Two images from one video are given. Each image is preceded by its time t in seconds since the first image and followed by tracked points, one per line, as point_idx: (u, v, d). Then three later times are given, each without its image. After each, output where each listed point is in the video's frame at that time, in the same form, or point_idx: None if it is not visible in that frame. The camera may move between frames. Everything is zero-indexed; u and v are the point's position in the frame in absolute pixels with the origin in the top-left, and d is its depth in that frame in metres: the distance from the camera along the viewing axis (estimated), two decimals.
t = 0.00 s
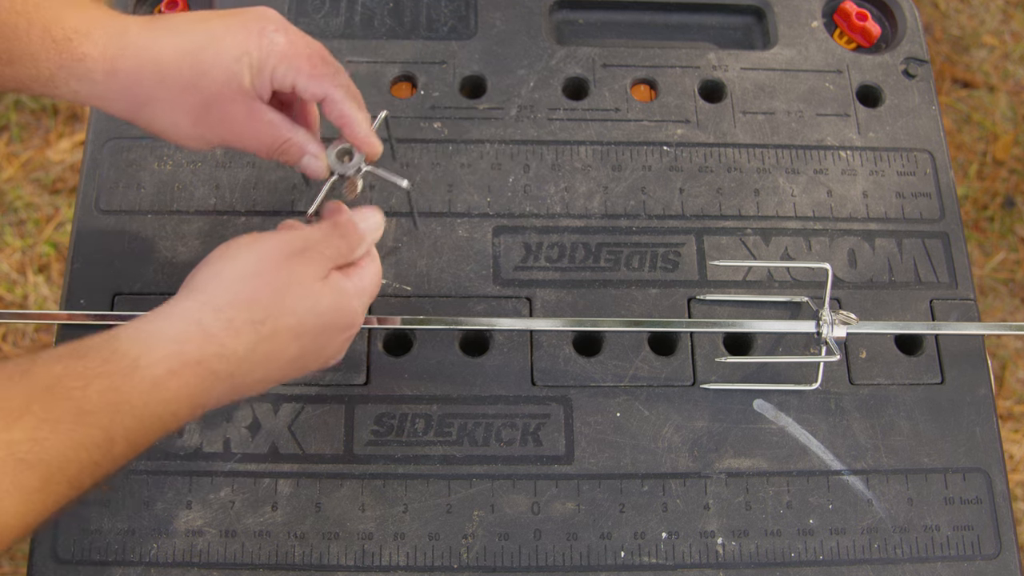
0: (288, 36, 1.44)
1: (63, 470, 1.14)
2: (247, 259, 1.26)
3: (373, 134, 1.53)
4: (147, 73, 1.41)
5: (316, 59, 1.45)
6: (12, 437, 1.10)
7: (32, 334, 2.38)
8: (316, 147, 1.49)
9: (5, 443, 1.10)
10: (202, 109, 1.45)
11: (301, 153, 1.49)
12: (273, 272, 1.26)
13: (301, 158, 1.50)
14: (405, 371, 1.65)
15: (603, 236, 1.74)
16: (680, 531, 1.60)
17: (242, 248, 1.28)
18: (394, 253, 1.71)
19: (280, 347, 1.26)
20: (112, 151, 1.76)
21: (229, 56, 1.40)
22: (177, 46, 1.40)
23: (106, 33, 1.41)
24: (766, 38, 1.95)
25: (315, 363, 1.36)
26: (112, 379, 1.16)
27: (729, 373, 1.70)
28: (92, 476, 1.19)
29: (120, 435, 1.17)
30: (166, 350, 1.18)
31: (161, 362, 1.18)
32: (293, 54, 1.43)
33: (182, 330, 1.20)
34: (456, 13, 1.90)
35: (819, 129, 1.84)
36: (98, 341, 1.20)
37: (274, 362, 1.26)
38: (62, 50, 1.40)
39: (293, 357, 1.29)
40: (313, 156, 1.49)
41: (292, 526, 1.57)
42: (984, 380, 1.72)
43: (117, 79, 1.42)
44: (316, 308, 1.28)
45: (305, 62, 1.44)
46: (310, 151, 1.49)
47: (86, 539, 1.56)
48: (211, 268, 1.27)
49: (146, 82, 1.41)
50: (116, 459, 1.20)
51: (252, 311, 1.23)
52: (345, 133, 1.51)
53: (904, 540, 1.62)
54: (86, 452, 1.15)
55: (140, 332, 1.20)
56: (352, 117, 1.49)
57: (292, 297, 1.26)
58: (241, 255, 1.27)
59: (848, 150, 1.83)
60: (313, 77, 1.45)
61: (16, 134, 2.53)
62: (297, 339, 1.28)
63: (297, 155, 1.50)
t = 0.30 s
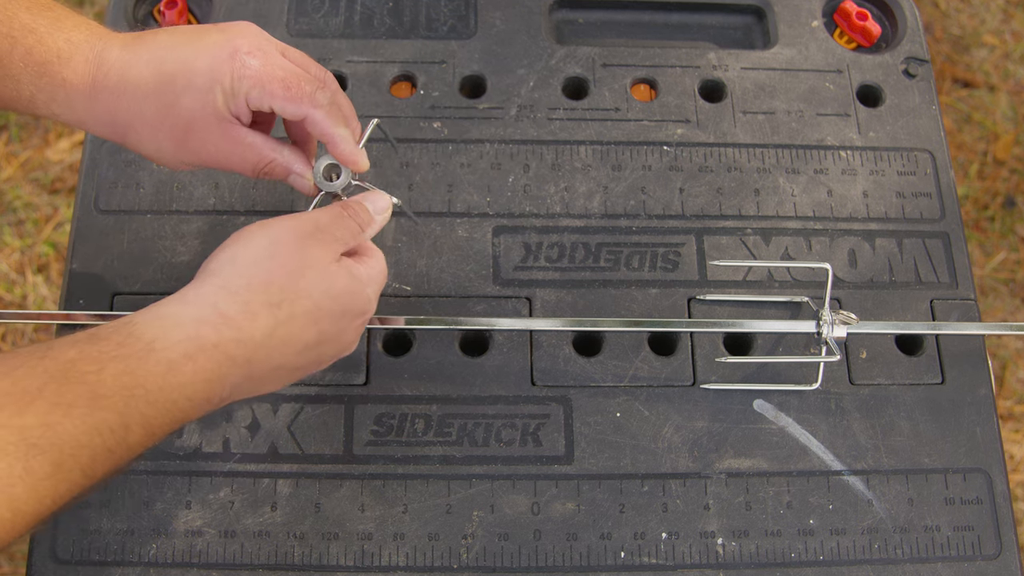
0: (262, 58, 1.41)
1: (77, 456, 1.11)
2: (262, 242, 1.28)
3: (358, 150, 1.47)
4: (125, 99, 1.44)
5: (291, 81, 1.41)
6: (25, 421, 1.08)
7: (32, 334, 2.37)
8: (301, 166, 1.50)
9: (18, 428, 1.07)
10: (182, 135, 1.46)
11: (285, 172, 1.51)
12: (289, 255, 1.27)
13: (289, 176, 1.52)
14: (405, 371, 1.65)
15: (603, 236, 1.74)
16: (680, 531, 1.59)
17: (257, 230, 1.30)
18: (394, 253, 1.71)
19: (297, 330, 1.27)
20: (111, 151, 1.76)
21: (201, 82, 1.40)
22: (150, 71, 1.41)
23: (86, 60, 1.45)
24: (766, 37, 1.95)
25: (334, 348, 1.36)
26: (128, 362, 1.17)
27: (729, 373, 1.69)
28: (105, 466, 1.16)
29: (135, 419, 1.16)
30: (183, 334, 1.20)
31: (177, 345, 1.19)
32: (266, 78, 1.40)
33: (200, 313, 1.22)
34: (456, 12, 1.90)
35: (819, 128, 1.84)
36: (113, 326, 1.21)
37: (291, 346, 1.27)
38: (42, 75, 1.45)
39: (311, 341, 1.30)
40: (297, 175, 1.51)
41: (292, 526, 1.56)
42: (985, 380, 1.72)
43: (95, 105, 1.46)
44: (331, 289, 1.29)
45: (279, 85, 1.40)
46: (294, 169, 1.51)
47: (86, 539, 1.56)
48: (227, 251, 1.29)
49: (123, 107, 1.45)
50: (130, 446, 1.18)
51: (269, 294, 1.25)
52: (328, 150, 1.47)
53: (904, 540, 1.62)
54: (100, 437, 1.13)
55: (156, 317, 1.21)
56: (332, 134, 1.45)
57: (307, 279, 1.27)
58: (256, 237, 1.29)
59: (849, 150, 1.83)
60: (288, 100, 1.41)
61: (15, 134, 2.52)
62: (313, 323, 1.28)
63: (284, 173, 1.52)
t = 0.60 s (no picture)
0: (262, 61, 1.41)
1: (82, 449, 1.08)
2: (265, 226, 1.28)
3: (358, 153, 1.45)
4: (126, 102, 1.44)
5: (291, 84, 1.40)
6: (30, 412, 1.05)
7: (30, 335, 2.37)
8: (302, 168, 1.49)
9: (22, 419, 1.04)
10: (184, 139, 1.47)
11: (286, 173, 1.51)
12: (293, 238, 1.28)
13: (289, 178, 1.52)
14: (405, 372, 1.65)
15: (603, 236, 1.74)
16: (680, 531, 1.59)
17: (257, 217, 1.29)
18: (393, 253, 1.70)
19: (306, 313, 1.27)
20: (110, 151, 1.75)
21: (201, 86, 1.40)
22: (151, 74, 1.41)
23: (88, 62, 1.44)
24: (766, 37, 1.95)
25: (337, 332, 1.37)
26: (138, 353, 1.13)
27: (728, 373, 1.69)
28: (111, 460, 1.13)
29: (143, 412, 1.13)
30: (194, 324, 1.18)
31: (188, 335, 1.17)
32: (267, 81, 1.40)
33: (208, 302, 1.20)
34: (456, 12, 1.90)
35: (820, 128, 1.84)
36: (122, 317, 1.18)
37: (300, 330, 1.27)
38: (45, 77, 1.44)
39: (319, 324, 1.30)
40: (298, 176, 1.51)
41: (291, 527, 1.56)
42: (985, 380, 1.72)
43: (97, 107, 1.46)
44: (337, 267, 1.30)
45: (279, 88, 1.40)
46: (294, 172, 1.50)
47: (85, 540, 1.55)
48: (227, 240, 1.27)
49: (125, 109, 1.44)
50: (137, 440, 1.15)
51: (275, 277, 1.25)
52: (328, 153, 1.45)
53: (905, 540, 1.62)
54: (107, 430, 1.10)
55: (168, 306, 1.19)
56: (332, 138, 1.43)
57: (313, 260, 1.28)
58: (257, 224, 1.28)
59: (849, 150, 1.83)
60: (288, 103, 1.40)
61: (14, 134, 2.52)
62: (321, 305, 1.29)
63: (285, 176, 1.52)
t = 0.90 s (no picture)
0: (267, 56, 1.40)
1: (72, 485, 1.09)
2: (233, 260, 1.24)
3: (362, 149, 1.47)
4: (129, 96, 1.44)
5: (296, 79, 1.40)
6: (20, 450, 1.05)
7: (29, 335, 2.37)
8: (305, 161, 1.47)
9: (13, 456, 1.05)
10: (187, 132, 1.47)
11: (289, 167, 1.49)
12: (261, 268, 1.23)
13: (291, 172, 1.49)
14: (404, 372, 1.64)
15: (603, 236, 1.73)
16: (680, 531, 1.59)
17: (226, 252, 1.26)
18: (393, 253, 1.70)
19: (288, 340, 1.23)
20: (110, 150, 1.75)
21: (205, 80, 1.40)
22: (155, 68, 1.41)
23: (91, 56, 1.44)
24: (766, 36, 1.95)
25: (333, 350, 1.31)
26: (125, 393, 1.14)
27: (728, 373, 1.69)
28: (101, 497, 1.14)
29: (133, 450, 1.14)
30: (177, 362, 1.17)
31: (172, 373, 1.16)
32: (272, 76, 1.39)
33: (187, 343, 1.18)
34: (455, 11, 1.90)
35: (820, 128, 1.84)
36: (109, 355, 1.18)
37: (285, 357, 1.23)
38: (49, 71, 1.44)
39: (305, 348, 1.25)
40: (300, 169, 1.48)
41: (290, 527, 1.56)
42: (985, 380, 1.71)
43: (101, 101, 1.45)
44: (312, 289, 1.24)
45: (283, 84, 1.39)
46: (297, 165, 1.48)
47: (84, 540, 1.55)
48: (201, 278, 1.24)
49: (128, 103, 1.44)
50: (127, 477, 1.15)
51: (249, 309, 1.20)
52: (332, 147, 1.46)
53: (905, 540, 1.61)
54: (97, 467, 1.11)
55: (151, 344, 1.18)
56: (337, 133, 1.44)
57: (285, 286, 1.23)
58: (227, 259, 1.24)
59: (849, 149, 1.82)
60: (293, 98, 1.40)
61: (13, 133, 2.52)
62: (302, 328, 1.24)
63: (287, 170, 1.50)
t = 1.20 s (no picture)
0: (265, 55, 1.40)
1: (59, 490, 1.19)
2: (241, 274, 1.24)
3: (362, 149, 1.48)
4: (129, 96, 1.43)
5: (294, 79, 1.41)
6: (9, 458, 1.15)
7: (28, 335, 2.37)
8: (305, 161, 1.49)
9: (4, 464, 1.15)
10: (187, 132, 1.46)
11: (288, 167, 1.50)
12: (268, 292, 1.22)
13: (291, 172, 1.51)
14: (404, 371, 1.64)
15: (602, 235, 1.73)
16: (680, 532, 1.59)
17: (242, 258, 1.25)
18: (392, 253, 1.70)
19: (278, 365, 1.25)
20: (109, 150, 1.75)
21: (205, 79, 1.40)
22: (155, 67, 1.41)
23: (91, 56, 1.44)
24: (766, 36, 1.94)
25: (322, 375, 1.34)
26: (109, 400, 1.20)
27: (728, 373, 1.69)
28: (89, 494, 1.25)
29: (116, 454, 1.22)
30: (159, 371, 1.21)
31: (156, 381, 1.21)
32: (270, 75, 1.39)
33: (176, 349, 1.22)
34: (455, 11, 1.89)
35: (820, 127, 1.83)
36: (93, 358, 1.24)
37: (272, 380, 1.26)
38: (49, 72, 1.45)
39: (292, 374, 1.28)
40: (300, 169, 1.49)
41: (289, 528, 1.56)
42: (986, 380, 1.71)
43: (101, 101, 1.45)
44: (312, 326, 1.24)
45: (281, 83, 1.40)
46: (297, 165, 1.49)
47: (84, 540, 1.55)
48: (207, 280, 1.25)
49: (128, 103, 1.44)
50: (113, 476, 1.25)
51: (246, 331, 1.22)
52: (331, 147, 1.47)
53: (905, 541, 1.61)
54: (82, 471, 1.20)
55: (136, 348, 1.23)
56: (336, 133, 1.45)
57: (286, 317, 1.23)
58: (235, 270, 1.24)
59: (850, 149, 1.82)
60: (291, 97, 1.41)
61: (12, 133, 2.52)
62: (294, 358, 1.26)
63: (287, 169, 1.51)
